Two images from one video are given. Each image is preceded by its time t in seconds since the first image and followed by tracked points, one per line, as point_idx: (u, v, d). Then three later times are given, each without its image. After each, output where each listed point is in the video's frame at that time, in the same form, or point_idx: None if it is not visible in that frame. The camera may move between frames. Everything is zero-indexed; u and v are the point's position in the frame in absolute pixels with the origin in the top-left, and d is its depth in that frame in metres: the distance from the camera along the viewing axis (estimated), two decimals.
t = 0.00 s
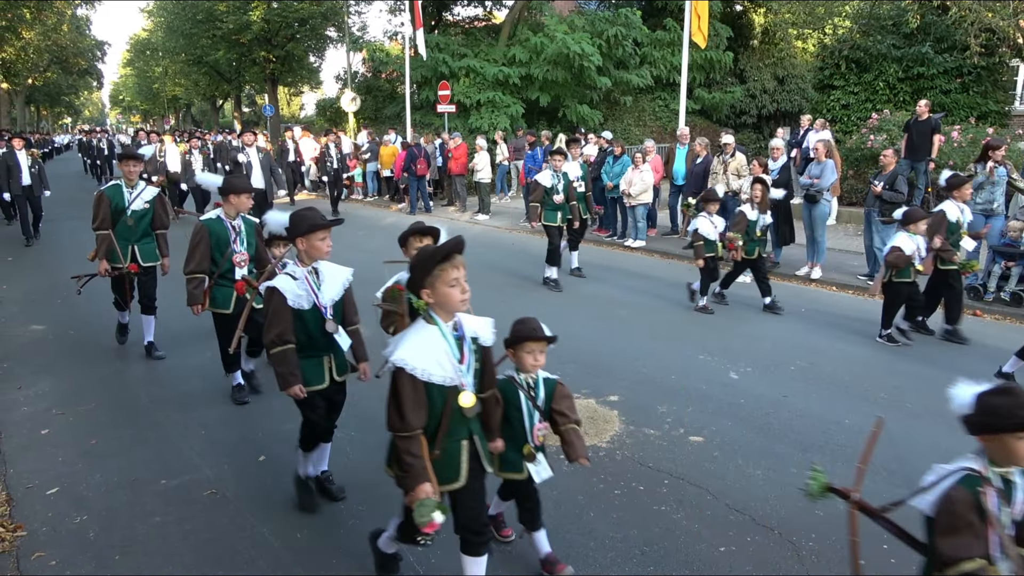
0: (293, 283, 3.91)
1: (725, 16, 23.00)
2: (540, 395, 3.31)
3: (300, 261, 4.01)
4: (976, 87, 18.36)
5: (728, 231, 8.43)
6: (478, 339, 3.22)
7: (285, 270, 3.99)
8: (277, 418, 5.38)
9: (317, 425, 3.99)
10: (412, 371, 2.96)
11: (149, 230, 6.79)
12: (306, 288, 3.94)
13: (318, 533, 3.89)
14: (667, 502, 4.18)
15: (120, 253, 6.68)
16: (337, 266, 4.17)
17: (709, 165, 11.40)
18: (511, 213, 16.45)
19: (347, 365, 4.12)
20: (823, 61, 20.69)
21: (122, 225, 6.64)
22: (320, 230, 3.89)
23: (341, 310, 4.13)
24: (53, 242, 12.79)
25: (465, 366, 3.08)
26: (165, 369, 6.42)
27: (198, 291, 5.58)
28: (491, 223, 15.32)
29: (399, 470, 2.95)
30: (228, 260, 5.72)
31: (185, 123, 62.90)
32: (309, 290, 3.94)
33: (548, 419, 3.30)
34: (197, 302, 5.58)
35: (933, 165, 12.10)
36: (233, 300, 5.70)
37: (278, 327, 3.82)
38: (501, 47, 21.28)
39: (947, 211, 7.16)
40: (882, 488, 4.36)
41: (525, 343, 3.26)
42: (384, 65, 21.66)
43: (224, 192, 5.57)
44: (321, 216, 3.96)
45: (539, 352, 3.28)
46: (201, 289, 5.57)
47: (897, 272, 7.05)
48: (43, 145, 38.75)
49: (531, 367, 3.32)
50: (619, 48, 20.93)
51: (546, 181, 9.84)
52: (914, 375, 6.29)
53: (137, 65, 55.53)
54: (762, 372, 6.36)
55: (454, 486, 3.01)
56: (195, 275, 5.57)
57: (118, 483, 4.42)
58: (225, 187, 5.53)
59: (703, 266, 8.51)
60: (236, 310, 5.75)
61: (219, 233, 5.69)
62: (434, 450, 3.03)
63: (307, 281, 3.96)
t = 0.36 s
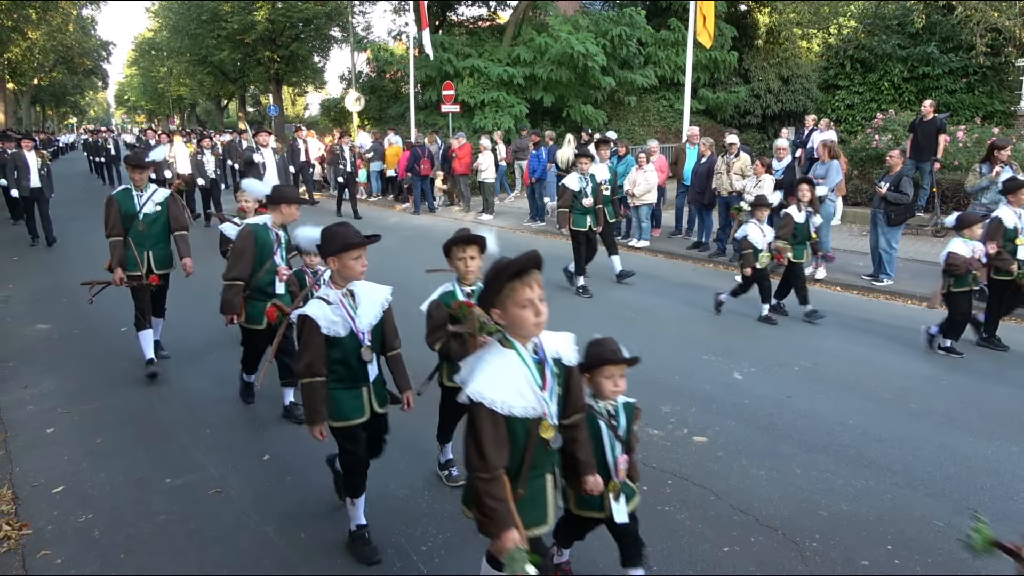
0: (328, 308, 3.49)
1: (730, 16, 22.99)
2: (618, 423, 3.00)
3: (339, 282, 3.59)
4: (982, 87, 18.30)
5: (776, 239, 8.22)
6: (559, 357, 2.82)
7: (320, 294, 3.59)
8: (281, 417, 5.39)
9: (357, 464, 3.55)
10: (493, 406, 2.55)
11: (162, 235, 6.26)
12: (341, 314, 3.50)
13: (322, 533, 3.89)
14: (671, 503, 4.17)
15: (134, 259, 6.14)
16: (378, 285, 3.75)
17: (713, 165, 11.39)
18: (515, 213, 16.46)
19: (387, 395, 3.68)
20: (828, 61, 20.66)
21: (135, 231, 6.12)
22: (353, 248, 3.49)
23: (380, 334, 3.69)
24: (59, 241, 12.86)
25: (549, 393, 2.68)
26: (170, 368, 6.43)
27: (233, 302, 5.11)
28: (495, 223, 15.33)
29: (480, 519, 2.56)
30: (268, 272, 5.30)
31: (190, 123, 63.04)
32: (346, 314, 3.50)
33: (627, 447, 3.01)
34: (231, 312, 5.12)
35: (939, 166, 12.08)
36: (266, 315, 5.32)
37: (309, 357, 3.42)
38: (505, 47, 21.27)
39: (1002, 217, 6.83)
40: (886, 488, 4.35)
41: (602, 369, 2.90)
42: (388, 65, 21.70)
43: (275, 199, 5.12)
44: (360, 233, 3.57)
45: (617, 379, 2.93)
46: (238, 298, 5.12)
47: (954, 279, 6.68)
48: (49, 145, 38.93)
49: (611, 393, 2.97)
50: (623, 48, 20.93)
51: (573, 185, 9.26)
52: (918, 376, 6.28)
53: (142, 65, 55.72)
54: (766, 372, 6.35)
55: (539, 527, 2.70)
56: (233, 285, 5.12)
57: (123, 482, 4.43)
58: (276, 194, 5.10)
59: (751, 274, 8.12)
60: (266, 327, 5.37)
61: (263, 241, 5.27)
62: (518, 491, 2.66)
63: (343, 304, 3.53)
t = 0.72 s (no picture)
0: (381, 328, 3.08)
1: (734, 15, 22.97)
2: (723, 453, 2.48)
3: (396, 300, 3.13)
4: (987, 86, 18.24)
5: (828, 244, 7.64)
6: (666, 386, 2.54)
7: (371, 310, 3.14)
8: (286, 417, 5.40)
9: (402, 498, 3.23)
10: (606, 444, 2.24)
11: (174, 238, 6.03)
12: (395, 334, 3.10)
13: (326, 531, 3.90)
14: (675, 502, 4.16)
15: (148, 264, 5.88)
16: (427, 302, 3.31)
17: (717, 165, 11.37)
18: (518, 212, 16.46)
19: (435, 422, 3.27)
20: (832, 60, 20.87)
21: (152, 232, 5.84)
22: (409, 259, 3.02)
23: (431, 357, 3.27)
24: (64, 241, 12.90)
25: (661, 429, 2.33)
26: (174, 368, 6.44)
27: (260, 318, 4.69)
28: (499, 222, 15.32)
29: None
30: (299, 282, 4.83)
31: (194, 123, 63.15)
32: (399, 336, 3.11)
33: (735, 482, 2.50)
34: (259, 329, 4.70)
35: (944, 165, 12.07)
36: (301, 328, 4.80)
37: (358, 384, 3.00)
38: (509, 47, 21.25)
39: None
40: (891, 489, 4.34)
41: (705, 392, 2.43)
42: (392, 65, 21.70)
43: (302, 203, 4.66)
44: (416, 243, 3.09)
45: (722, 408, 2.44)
46: (264, 312, 4.70)
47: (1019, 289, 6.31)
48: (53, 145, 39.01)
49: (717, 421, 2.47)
50: (628, 47, 20.93)
51: (608, 189, 9.32)
52: (924, 376, 6.26)
53: (147, 65, 55.79)
54: (771, 372, 6.34)
55: None
56: (259, 297, 4.69)
57: (127, 481, 4.44)
58: (306, 197, 4.64)
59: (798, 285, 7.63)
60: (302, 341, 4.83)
61: (291, 250, 4.80)
62: (630, 546, 2.31)
63: (397, 324, 3.12)
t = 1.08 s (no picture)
0: (457, 335, 2.90)
1: (738, 15, 22.98)
2: (848, 501, 2.13)
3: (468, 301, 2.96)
4: (991, 87, 18.14)
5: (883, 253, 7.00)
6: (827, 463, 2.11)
7: (444, 316, 2.98)
8: (288, 417, 5.40)
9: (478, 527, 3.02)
10: (757, 526, 1.95)
11: (201, 251, 5.67)
12: (472, 342, 2.91)
13: (329, 531, 3.91)
14: (678, 503, 4.15)
15: (169, 277, 5.52)
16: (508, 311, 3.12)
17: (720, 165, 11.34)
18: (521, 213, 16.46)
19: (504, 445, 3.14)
20: (836, 60, 20.82)
21: (176, 244, 5.50)
22: (485, 260, 2.87)
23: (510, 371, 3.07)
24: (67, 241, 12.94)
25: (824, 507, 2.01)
26: (178, 368, 6.44)
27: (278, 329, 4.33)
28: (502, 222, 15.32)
29: None
30: (320, 293, 4.43)
31: (198, 123, 63.30)
32: (476, 344, 2.91)
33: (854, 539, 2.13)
34: (276, 342, 4.32)
35: (948, 166, 12.05)
36: (322, 343, 4.42)
37: (429, 396, 2.83)
38: (512, 47, 21.25)
39: None
40: (894, 490, 4.33)
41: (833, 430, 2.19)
42: (395, 66, 21.73)
43: (322, 205, 4.33)
44: (492, 244, 2.95)
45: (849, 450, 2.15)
46: (282, 325, 4.34)
47: None
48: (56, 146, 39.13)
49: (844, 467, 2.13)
50: (630, 47, 20.94)
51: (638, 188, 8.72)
52: (928, 377, 6.25)
53: (150, 65, 55.91)
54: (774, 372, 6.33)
55: None
56: (277, 309, 4.33)
57: (131, 480, 4.45)
58: (323, 198, 4.31)
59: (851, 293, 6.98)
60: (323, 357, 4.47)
61: (310, 256, 4.42)
62: None
63: (473, 331, 2.94)
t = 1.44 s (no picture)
0: (556, 382, 2.69)
1: (741, 15, 22.97)
2: None
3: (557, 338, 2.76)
4: (997, 86, 17.98)
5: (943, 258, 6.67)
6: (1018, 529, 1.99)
7: (536, 358, 2.75)
8: (292, 418, 5.39)
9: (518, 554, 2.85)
10: None
11: (226, 257, 5.28)
12: (571, 389, 2.71)
13: (332, 531, 3.90)
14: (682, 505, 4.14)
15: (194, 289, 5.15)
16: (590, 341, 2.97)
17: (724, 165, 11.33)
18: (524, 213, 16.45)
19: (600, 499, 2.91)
20: (841, 60, 20.72)
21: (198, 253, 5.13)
22: (580, 291, 2.67)
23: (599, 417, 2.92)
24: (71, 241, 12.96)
25: None
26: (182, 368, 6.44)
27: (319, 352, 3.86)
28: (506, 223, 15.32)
29: None
30: (364, 314, 3.99)
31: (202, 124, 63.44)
32: (576, 391, 2.72)
33: None
34: (318, 369, 3.85)
35: (953, 166, 12.03)
36: (366, 368, 3.99)
37: (523, 455, 2.58)
38: (516, 47, 21.25)
39: None
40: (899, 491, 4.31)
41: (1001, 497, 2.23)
42: (399, 66, 21.73)
43: (362, 215, 3.88)
44: (585, 275, 2.73)
45: None
46: (323, 350, 3.86)
47: None
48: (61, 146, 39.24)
49: None
50: (634, 47, 20.93)
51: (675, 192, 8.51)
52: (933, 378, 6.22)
53: (155, 66, 56.03)
54: (778, 374, 6.31)
55: None
56: (315, 333, 3.86)
57: (134, 480, 4.45)
58: (361, 208, 3.86)
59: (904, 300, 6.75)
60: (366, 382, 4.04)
61: (352, 271, 3.97)
62: None
63: (571, 374, 2.74)
